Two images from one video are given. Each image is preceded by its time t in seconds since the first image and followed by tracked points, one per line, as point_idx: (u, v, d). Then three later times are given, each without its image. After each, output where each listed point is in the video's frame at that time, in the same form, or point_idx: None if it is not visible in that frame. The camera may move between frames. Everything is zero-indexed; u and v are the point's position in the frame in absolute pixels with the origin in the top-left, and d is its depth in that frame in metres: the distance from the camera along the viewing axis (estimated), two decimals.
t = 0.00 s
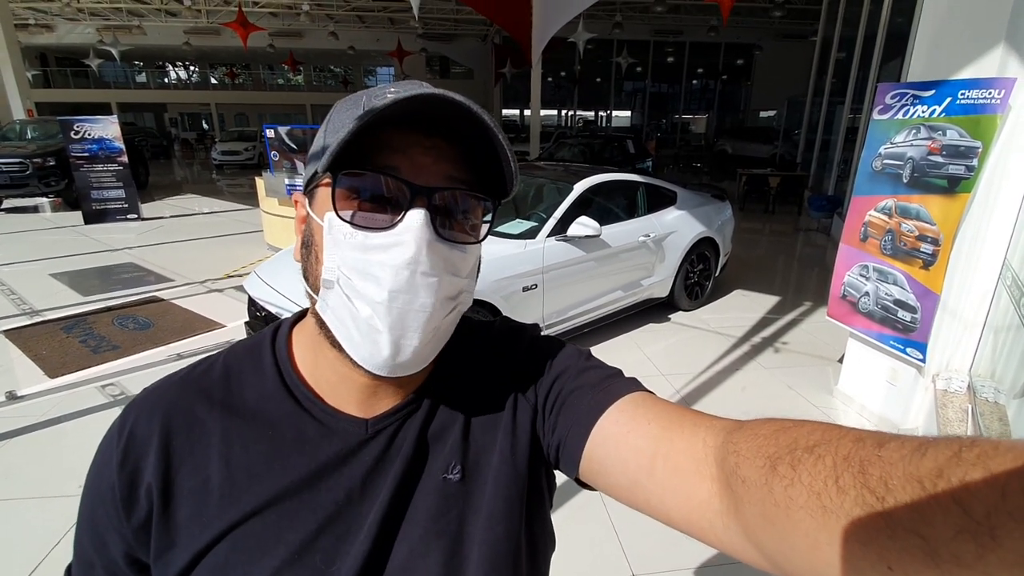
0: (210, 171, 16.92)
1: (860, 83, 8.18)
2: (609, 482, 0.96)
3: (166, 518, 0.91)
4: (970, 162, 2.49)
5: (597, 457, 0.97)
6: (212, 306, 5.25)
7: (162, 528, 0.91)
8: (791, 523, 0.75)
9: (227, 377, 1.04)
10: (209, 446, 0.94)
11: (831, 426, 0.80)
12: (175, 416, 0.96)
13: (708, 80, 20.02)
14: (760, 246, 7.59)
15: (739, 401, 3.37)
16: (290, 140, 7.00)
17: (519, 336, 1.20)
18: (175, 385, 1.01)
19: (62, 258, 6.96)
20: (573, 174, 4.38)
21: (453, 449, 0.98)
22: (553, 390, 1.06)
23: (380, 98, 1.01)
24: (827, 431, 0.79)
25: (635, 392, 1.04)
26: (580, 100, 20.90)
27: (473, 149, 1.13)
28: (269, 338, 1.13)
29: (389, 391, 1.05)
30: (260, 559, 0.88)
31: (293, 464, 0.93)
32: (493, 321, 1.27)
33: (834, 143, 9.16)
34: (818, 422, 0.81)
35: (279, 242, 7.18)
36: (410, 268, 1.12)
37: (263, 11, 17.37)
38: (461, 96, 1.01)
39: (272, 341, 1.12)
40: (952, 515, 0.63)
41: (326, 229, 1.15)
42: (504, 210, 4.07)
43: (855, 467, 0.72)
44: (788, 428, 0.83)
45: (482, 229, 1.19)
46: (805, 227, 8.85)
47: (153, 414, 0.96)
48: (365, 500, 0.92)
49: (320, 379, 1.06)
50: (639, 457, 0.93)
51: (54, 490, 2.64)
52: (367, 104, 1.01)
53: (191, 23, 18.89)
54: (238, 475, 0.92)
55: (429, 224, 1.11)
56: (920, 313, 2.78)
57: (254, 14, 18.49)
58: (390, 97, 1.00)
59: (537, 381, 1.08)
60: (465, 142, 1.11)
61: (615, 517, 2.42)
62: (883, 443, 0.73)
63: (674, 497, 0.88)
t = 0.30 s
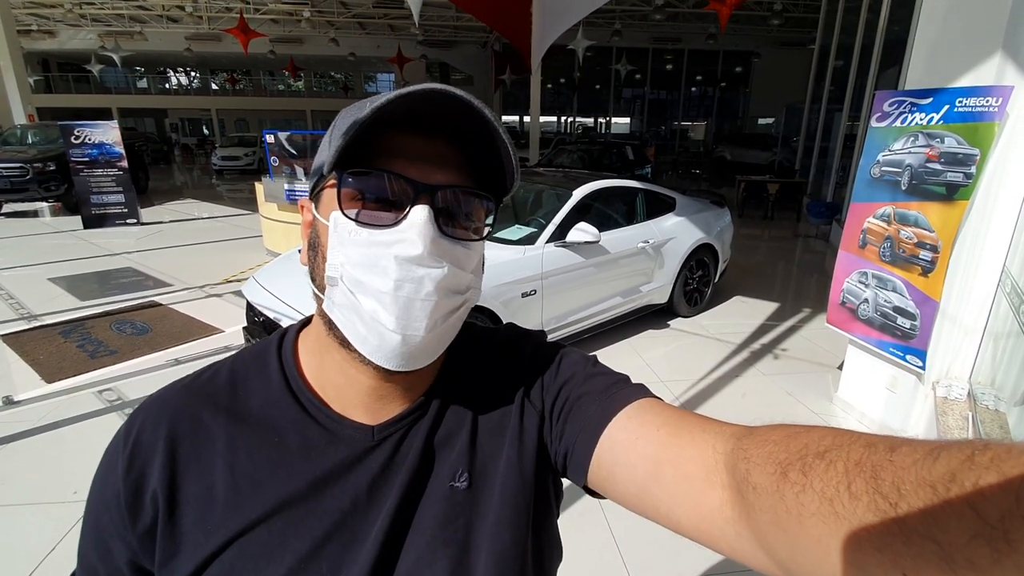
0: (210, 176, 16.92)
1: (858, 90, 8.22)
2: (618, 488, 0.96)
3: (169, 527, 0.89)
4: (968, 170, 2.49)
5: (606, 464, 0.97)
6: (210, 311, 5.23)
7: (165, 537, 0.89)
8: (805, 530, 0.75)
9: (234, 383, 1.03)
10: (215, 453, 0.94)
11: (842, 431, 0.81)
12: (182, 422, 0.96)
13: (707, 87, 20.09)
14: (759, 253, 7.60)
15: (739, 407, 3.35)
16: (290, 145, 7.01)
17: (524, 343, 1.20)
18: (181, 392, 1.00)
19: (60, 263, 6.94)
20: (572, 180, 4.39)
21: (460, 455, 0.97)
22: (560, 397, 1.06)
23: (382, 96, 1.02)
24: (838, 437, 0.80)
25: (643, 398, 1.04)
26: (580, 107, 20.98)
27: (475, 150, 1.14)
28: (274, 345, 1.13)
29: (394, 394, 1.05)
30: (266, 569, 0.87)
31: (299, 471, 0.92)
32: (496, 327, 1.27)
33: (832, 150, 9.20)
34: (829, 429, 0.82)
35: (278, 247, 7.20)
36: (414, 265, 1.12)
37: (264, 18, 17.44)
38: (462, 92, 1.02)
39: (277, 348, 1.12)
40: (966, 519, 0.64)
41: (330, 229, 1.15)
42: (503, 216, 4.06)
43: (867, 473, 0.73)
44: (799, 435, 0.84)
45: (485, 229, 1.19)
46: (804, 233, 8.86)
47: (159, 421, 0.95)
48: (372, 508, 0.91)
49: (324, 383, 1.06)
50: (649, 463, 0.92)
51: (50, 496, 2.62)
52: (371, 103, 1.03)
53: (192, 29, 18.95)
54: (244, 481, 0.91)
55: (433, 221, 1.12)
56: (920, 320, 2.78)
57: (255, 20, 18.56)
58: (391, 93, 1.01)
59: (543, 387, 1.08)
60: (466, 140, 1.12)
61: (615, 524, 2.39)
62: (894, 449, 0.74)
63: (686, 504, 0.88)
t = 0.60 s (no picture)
0: (209, 179, 16.92)
1: (857, 96, 8.25)
2: (634, 496, 0.95)
3: (179, 537, 0.89)
4: (967, 176, 2.50)
5: (622, 471, 0.97)
6: (208, 314, 5.22)
7: (173, 547, 0.88)
8: (824, 540, 0.75)
9: (242, 387, 1.03)
10: (224, 460, 0.93)
11: (862, 438, 0.81)
12: (190, 428, 0.95)
13: (706, 92, 20.16)
14: (759, 258, 7.60)
15: (739, 412, 3.35)
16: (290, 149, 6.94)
17: (535, 347, 1.20)
18: (189, 396, 0.99)
19: (59, 266, 6.93)
20: (572, 184, 4.39)
21: (473, 464, 0.96)
22: (574, 403, 1.05)
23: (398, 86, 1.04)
24: (858, 444, 0.79)
25: (659, 405, 1.03)
26: (580, 112, 21.05)
27: (488, 146, 1.14)
28: (283, 347, 1.12)
29: (404, 396, 1.04)
30: None
31: (309, 479, 0.92)
32: (504, 330, 1.26)
33: (831, 156, 9.23)
34: (848, 436, 0.82)
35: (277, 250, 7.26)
36: (422, 251, 1.11)
37: (264, 22, 17.51)
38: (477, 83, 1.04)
39: (286, 351, 1.11)
40: (985, 524, 0.63)
41: (341, 218, 1.15)
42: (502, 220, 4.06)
43: (887, 480, 0.73)
44: (818, 443, 0.84)
45: (495, 226, 1.19)
46: (803, 238, 8.88)
47: (167, 426, 0.94)
48: (383, 518, 0.91)
49: (333, 383, 1.05)
50: (666, 471, 0.92)
51: (46, 500, 2.60)
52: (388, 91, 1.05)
53: (193, 33, 19.00)
54: (254, 489, 0.91)
55: (443, 211, 1.11)
56: (920, 325, 2.77)
57: (256, 24, 18.61)
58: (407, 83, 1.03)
59: (555, 394, 1.07)
60: (479, 136, 1.13)
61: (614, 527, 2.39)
62: (915, 456, 0.74)
63: (704, 513, 0.88)
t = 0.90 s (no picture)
0: (208, 182, 16.91)
1: (855, 102, 8.29)
2: (640, 502, 0.95)
3: (178, 541, 0.88)
4: (966, 181, 2.50)
5: (628, 477, 0.96)
6: (207, 317, 5.21)
7: (172, 552, 0.88)
8: (832, 548, 0.74)
9: (243, 391, 1.02)
10: (226, 463, 0.92)
11: (869, 444, 0.80)
12: (191, 430, 0.94)
13: (705, 97, 20.22)
14: (757, 262, 7.61)
15: (739, 417, 3.34)
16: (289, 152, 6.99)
17: (539, 351, 1.19)
18: (190, 399, 0.99)
19: (57, 268, 6.91)
20: (572, 188, 4.39)
21: (476, 469, 0.96)
22: (579, 408, 1.05)
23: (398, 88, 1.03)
24: (864, 450, 0.79)
25: (665, 410, 1.03)
26: (579, 116, 21.10)
27: (491, 146, 1.14)
28: (285, 349, 1.12)
29: (406, 399, 1.03)
30: None
31: (310, 484, 0.91)
32: (507, 334, 1.25)
33: (830, 161, 9.25)
34: (856, 442, 0.81)
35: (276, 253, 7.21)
36: (426, 255, 1.11)
37: (265, 26, 17.58)
38: (478, 82, 1.03)
39: (288, 353, 1.10)
40: (991, 529, 0.63)
41: (344, 223, 1.14)
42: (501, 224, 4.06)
43: (893, 486, 0.72)
44: (825, 449, 0.83)
45: (498, 228, 1.18)
46: (802, 243, 8.89)
47: (168, 428, 0.94)
48: (385, 523, 0.90)
49: (335, 387, 1.04)
50: (673, 476, 0.92)
51: (41, 504, 2.58)
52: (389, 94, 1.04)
53: (193, 36, 19.04)
54: (255, 493, 0.90)
55: (446, 214, 1.11)
56: (919, 331, 2.77)
57: (257, 28, 18.66)
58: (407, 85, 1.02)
59: (560, 399, 1.07)
60: (482, 136, 1.12)
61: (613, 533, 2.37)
62: (920, 461, 0.73)
63: (711, 520, 0.87)
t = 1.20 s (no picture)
0: (209, 184, 16.94)
1: (855, 106, 8.31)
2: (632, 497, 0.95)
3: (174, 528, 0.88)
4: (964, 183, 2.51)
5: (622, 472, 0.96)
6: (206, 318, 5.21)
7: (168, 539, 0.87)
8: (820, 544, 0.75)
9: (244, 381, 1.03)
10: (226, 451, 0.93)
11: (858, 442, 0.80)
12: (193, 415, 0.95)
13: (705, 101, 20.26)
14: (756, 265, 7.62)
15: (737, 419, 3.34)
16: (290, 155, 7.02)
17: (538, 347, 1.19)
18: (192, 387, 1.00)
19: (56, 269, 6.91)
20: (571, 191, 4.41)
21: (473, 461, 0.96)
22: (574, 403, 1.05)
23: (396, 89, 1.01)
24: (853, 447, 0.79)
25: (658, 406, 1.03)
26: (579, 119, 21.15)
27: (491, 144, 1.13)
28: (286, 342, 1.13)
29: (404, 393, 1.04)
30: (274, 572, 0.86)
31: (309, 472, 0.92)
32: (507, 330, 1.25)
33: (829, 165, 9.26)
34: (845, 440, 0.81)
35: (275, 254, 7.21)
36: (429, 259, 1.13)
37: (266, 28, 17.64)
38: (478, 83, 1.01)
39: (289, 345, 1.11)
40: (973, 527, 0.63)
41: (344, 223, 1.15)
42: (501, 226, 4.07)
43: (878, 482, 0.73)
44: (815, 446, 0.83)
45: (497, 227, 1.20)
46: (801, 246, 8.90)
47: (171, 415, 0.95)
48: (383, 514, 0.90)
49: (336, 380, 1.04)
50: (666, 471, 0.92)
51: (39, 504, 2.58)
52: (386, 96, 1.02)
53: (194, 39, 19.09)
54: (253, 481, 0.90)
55: (447, 215, 1.12)
56: (917, 333, 2.78)
57: (257, 30, 18.69)
58: (405, 86, 1.00)
59: (556, 393, 1.07)
60: (480, 135, 1.12)
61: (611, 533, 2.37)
62: (907, 458, 0.73)
63: (702, 515, 0.88)
